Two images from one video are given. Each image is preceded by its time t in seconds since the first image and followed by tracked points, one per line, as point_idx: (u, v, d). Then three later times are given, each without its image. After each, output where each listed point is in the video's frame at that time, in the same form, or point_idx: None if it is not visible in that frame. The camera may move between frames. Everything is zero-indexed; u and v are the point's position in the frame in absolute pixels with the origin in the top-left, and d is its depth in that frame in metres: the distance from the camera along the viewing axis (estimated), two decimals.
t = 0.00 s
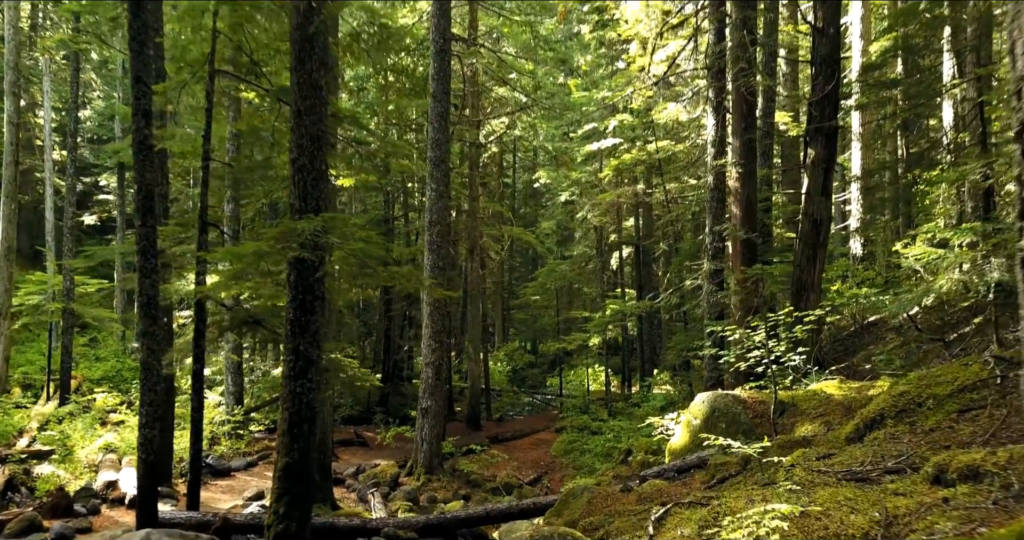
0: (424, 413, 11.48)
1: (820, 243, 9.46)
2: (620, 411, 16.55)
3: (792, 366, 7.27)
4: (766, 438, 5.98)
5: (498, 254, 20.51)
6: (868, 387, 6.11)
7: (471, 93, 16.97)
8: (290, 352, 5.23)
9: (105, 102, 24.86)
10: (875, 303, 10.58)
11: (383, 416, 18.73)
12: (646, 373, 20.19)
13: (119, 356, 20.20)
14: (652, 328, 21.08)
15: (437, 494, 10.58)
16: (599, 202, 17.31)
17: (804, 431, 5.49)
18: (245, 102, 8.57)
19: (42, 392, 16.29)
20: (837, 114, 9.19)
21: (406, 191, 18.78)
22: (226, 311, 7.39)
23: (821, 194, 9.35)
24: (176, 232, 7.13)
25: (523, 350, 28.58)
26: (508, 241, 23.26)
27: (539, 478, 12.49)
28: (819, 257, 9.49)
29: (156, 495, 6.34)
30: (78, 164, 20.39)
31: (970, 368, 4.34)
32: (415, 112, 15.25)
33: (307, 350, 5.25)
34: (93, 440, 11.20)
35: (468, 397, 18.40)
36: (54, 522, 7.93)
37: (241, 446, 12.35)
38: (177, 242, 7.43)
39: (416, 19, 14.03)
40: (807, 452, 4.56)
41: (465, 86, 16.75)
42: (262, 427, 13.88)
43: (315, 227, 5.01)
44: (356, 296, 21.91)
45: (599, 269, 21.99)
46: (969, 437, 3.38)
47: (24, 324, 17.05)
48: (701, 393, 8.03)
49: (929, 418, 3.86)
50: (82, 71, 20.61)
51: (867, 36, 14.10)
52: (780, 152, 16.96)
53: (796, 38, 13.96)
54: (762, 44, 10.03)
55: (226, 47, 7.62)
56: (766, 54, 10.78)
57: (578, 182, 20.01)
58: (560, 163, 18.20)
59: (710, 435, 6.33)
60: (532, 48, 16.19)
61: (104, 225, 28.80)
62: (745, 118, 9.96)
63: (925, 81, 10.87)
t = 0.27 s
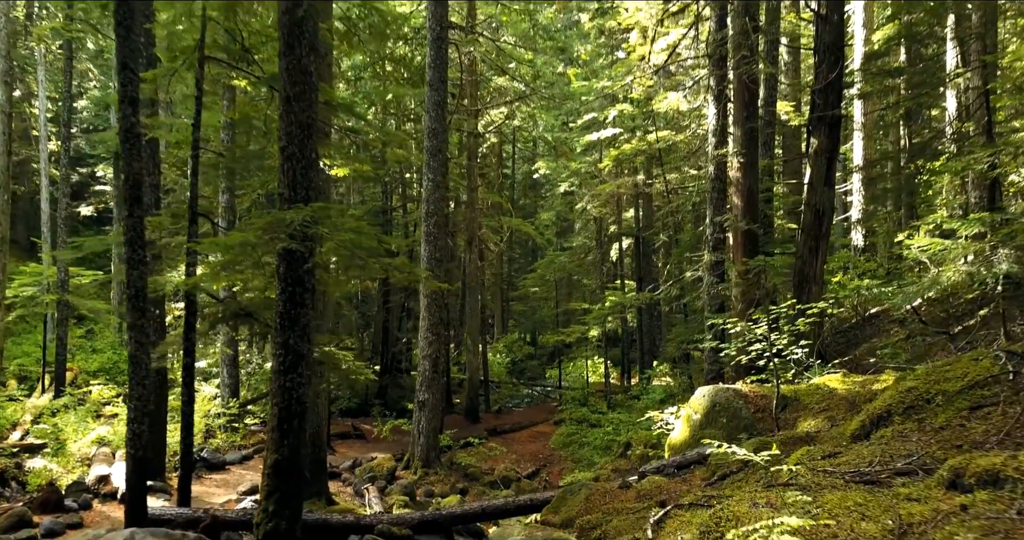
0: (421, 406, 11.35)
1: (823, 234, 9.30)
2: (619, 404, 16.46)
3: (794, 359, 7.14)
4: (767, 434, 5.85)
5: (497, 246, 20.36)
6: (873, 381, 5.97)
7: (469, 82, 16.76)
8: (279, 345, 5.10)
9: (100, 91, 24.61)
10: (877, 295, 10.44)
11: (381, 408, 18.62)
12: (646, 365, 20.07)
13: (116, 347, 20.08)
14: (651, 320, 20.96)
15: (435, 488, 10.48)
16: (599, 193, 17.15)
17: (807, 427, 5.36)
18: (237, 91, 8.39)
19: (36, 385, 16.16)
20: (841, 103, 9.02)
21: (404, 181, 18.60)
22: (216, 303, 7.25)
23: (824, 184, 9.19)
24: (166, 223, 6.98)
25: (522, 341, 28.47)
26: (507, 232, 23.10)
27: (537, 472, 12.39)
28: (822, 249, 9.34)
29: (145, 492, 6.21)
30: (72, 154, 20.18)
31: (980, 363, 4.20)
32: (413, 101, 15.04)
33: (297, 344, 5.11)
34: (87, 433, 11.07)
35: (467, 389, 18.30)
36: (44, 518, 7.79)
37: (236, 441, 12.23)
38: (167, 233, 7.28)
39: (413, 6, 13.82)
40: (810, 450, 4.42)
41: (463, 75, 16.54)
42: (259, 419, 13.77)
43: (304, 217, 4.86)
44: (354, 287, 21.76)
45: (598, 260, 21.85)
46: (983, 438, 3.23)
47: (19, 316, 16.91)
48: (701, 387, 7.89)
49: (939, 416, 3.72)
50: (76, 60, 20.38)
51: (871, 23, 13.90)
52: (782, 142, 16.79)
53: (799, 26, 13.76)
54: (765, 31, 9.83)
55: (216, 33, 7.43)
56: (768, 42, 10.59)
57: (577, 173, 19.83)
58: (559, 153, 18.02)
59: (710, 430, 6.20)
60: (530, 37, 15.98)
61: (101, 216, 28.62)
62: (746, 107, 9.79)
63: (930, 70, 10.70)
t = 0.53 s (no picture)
0: (418, 398, 11.20)
1: (826, 224, 9.12)
2: (618, 395, 16.33)
3: (796, 351, 6.98)
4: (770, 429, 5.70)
5: (495, 235, 20.19)
6: (878, 375, 5.81)
7: (467, 70, 16.52)
8: (266, 339, 4.92)
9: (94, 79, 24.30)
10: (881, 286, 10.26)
11: (378, 400, 18.48)
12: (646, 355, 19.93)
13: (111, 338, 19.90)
14: (651, 310, 20.81)
15: (431, 481, 10.35)
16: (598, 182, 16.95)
17: (811, 423, 5.20)
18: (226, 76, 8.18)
19: (30, 376, 15.98)
20: (845, 89, 8.82)
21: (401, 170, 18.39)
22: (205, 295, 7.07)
23: (827, 172, 8.99)
24: (153, 213, 6.78)
25: (521, 331, 28.32)
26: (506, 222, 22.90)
27: (535, 464, 12.26)
28: (825, 239, 9.17)
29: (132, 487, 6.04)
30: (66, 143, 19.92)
31: (992, 359, 4.03)
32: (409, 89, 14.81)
33: (285, 337, 4.94)
34: (78, 425, 10.90)
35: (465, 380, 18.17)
36: (32, 513, 7.64)
37: (230, 433, 12.08)
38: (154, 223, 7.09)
39: None
40: (816, 448, 4.25)
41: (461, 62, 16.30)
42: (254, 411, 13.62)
43: (291, 206, 4.68)
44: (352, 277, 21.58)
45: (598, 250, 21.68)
46: (1001, 438, 3.06)
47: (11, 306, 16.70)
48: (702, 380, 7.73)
49: (952, 415, 3.55)
50: (69, 47, 20.08)
51: (874, 9, 13.67)
52: (783, 130, 16.57)
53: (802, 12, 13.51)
54: (768, 15, 9.60)
55: (203, 16, 7.21)
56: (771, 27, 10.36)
57: (577, 162, 19.62)
58: (558, 141, 17.81)
59: (711, 425, 6.05)
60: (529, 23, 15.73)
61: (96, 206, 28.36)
62: (749, 93, 9.58)
63: (936, 56, 10.49)
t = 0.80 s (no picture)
0: (415, 391, 11.06)
1: (829, 216, 8.96)
2: (618, 387, 16.22)
3: (800, 345, 6.84)
4: (773, 425, 5.56)
5: (494, 227, 20.05)
6: (884, 370, 5.67)
7: (465, 59, 16.33)
8: (254, 333, 4.77)
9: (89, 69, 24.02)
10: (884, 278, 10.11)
11: (376, 392, 18.36)
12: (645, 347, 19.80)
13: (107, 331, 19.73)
14: (651, 302, 20.70)
15: (429, 475, 10.23)
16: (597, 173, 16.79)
17: (815, 421, 5.07)
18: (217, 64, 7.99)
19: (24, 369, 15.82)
20: (849, 77, 8.64)
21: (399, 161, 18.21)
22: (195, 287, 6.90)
23: (831, 162, 8.83)
24: (141, 203, 6.60)
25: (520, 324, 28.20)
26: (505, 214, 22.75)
27: (533, 458, 12.14)
28: (827, 231, 9.00)
29: (120, 484, 5.90)
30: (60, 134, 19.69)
31: (1005, 356, 3.87)
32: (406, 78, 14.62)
33: (273, 332, 4.79)
34: (70, 419, 10.75)
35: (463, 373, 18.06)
36: (21, 509, 7.50)
37: (226, 427, 11.95)
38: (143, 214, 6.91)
39: None
40: (821, 448, 4.10)
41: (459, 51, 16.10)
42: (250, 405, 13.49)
43: (279, 196, 4.52)
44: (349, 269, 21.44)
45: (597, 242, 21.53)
46: (1016, 436, 2.91)
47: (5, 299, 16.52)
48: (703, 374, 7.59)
49: (964, 413, 3.39)
50: (62, 36, 19.82)
51: None
52: (785, 120, 16.38)
53: None
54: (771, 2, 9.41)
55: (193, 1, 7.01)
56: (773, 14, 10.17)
57: (576, 153, 19.44)
58: (557, 132, 17.63)
59: (712, 420, 5.92)
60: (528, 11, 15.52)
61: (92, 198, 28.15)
62: (751, 82, 9.40)
63: (941, 44, 10.31)
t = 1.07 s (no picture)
0: (411, 383, 10.92)
1: (832, 205, 8.78)
2: (617, 378, 16.09)
3: (803, 338, 6.68)
4: (776, 421, 5.41)
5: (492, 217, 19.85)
6: (890, 365, 5.51)
7: (463, 46, 16.08)
8: (239, 327, 4.61)
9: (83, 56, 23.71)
10: (888, 269, 9.94)
11: (374, 383, 18.23)
12: (644, 338, 19.66)
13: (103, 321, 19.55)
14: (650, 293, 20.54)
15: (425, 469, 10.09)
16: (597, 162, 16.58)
17: (819, 417, 4.92)
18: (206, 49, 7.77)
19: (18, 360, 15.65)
20: (854, 63, 8.44)
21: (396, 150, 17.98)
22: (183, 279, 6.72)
23: (835, 151, 8.64)
24: (126, 193, 6.39)
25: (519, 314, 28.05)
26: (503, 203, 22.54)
27: (531, 451, 12.00)
28: (831, 220, 8.82)
29: (106, 481, 5.73)
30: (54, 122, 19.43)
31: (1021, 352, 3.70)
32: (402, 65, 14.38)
33: (259, 326, 4.63)
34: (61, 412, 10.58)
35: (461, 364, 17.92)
36: (8, 505, 7.35)
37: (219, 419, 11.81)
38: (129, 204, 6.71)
39: None
40: (828, 447, 3.94)
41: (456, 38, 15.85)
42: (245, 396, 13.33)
43: (264, 185, 4.33)
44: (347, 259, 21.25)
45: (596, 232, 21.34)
46: None
47: None
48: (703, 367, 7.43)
49: (979, 413, 3.23)
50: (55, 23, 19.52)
51: None
52: (787, 108, 16.16)
53: None
54: None
55: None
56: None
57: (575, 142, 19.22)
58: (556, 120, 17.41)
59: (713, 416, 5.78)
60: None
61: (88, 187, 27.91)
62: (753, 68, 9.20)
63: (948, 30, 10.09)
